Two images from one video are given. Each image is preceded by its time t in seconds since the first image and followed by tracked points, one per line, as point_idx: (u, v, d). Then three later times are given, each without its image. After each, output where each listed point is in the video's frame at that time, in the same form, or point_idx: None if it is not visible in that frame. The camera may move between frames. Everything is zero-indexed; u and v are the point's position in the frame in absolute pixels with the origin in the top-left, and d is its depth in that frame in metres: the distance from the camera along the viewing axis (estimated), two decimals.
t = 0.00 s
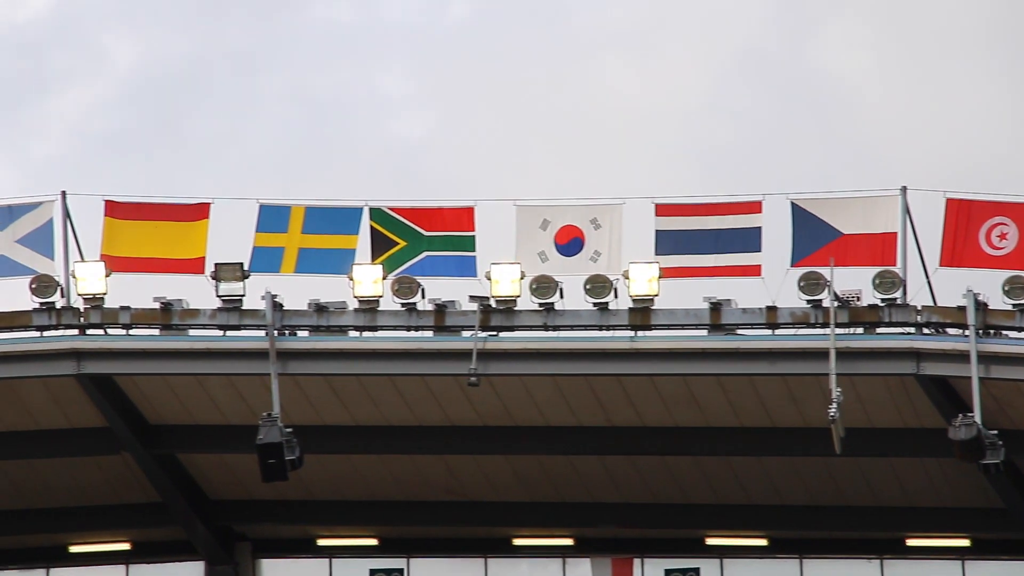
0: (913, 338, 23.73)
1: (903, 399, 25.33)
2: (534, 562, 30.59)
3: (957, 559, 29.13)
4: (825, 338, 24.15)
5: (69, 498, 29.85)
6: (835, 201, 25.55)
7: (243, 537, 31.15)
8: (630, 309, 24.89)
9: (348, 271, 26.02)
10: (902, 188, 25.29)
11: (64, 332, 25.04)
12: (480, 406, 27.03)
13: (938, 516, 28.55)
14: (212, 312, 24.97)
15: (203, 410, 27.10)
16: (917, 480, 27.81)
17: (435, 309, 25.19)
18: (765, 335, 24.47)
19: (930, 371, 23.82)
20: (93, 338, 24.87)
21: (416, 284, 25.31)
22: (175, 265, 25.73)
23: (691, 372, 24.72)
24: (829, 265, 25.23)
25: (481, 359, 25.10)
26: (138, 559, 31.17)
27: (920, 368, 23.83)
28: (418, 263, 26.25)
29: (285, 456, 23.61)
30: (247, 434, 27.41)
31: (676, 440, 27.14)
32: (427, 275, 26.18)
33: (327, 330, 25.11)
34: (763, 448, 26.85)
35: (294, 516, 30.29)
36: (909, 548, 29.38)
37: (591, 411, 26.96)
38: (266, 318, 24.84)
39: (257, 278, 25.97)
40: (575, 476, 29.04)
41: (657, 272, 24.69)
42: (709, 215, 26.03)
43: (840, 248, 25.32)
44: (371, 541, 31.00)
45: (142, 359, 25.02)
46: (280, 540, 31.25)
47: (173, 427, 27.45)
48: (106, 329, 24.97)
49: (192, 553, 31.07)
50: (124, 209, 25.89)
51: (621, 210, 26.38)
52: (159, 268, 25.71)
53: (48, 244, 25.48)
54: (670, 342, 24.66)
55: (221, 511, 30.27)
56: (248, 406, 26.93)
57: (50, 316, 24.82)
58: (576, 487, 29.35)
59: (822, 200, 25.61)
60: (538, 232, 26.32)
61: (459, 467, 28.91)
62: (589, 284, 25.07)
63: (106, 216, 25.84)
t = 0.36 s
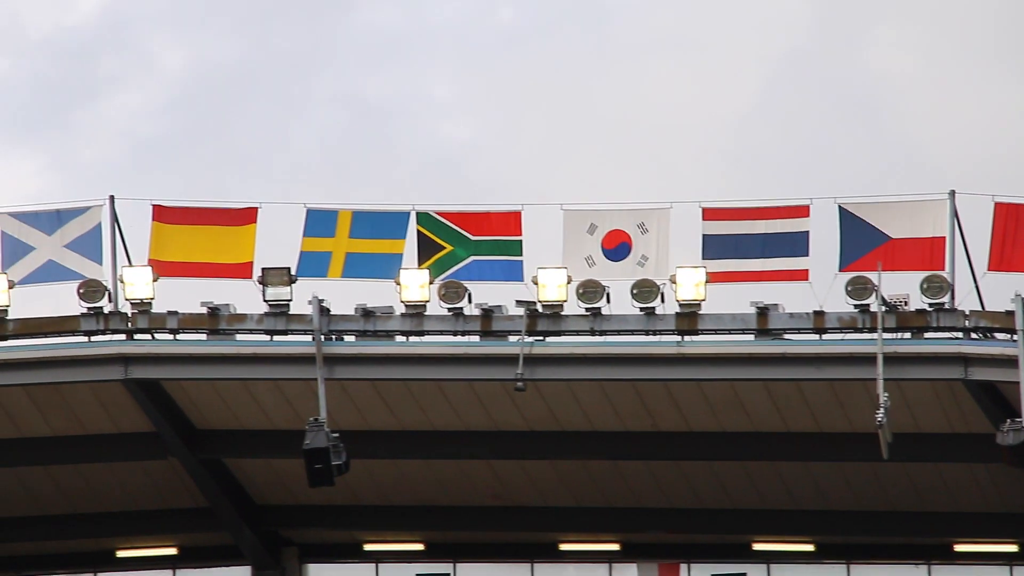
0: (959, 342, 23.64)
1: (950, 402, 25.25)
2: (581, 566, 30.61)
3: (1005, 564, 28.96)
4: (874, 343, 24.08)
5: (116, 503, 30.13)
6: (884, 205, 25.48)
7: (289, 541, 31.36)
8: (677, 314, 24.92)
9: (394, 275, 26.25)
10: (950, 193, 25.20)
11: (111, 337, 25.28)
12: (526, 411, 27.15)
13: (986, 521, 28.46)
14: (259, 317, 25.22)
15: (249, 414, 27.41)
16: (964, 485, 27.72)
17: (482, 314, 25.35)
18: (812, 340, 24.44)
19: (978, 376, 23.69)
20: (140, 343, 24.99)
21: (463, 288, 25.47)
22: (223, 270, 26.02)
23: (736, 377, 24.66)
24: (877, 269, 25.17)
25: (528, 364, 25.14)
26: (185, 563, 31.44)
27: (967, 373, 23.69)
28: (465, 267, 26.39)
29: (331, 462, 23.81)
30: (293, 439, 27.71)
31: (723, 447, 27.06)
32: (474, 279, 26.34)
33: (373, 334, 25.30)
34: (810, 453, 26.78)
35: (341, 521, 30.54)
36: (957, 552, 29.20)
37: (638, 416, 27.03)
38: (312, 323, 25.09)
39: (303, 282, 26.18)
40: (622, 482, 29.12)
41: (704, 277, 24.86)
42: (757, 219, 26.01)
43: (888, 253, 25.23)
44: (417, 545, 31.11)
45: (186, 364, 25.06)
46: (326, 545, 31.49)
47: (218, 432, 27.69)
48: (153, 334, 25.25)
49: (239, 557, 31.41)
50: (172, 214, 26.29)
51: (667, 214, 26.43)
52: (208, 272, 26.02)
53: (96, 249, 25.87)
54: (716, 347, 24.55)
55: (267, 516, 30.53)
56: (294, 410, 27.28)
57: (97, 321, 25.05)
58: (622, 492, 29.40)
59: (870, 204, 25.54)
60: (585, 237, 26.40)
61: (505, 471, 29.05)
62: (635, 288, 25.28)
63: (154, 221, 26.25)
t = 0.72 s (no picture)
0: (1016, 346, 23.45)
1: (1009, 407, 24.90)
2: (638, 570, 30.54)
3: None
4: (930, 347, 23.87)
5: (173, 506, 30.37)
6: (941, 209, 25.18)
7: (346, 545, 31.54)
8: (733, 318, 24.79)
9: (450, 279, 26.33)
10: (1007, 197, 24.92)
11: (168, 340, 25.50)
12: (583, 414, 27.10)
13: None
14: (315, 321, 25.37)
15: (305, 418, 27.58)
16: None
17: (537, 318, 25.35)
18: (867, 344, 24.28)
19: None
20: (195, 347, 25.19)
21: (518, 292, 25.50)
22: (279, 274, 26.24)
23: (792, 382, 24.48)
24: (933, 273, 24.93)
25: (584, 368, 25.05)
26: (241, 567, 31.73)
27: None
28: (520, 271, 26.42)
29: (388, 465, 23.91)
30: (351, 445, 27.97)
31: (779, 451, 27.00)
32: (529, 283, 26.35)
33: (430, 338, 25.36)
34: (868, 458, 26.59)
35: (397, 525, 30.64)
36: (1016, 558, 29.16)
37: (694, 420, 26.89)
38: (368, 327, 25.14)
39: (359, 286, 26.32)
40: (677, 486, 29.00)
41: (759, 281, 24.72)
42: (812, 223, 25.82)
43: (945, 257, 24.98)
44: (473, 548, 31.19)
45: (244, 368, 25.30)
46: (382, 550, 31.63)
47: (275, 434, 27.92)
48: (210, 338, 25.48)
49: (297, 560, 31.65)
50: (228, 217, 26.46)
51: (723, 218, 26.37)
52: (264, 276, 26.23)
53: (152, 253, 26.15)
54: (773, 351, 24.44)
55: (323, 520, 30.72)
56: (350, 414, 27.43)
57: (153, 325, 25.29)
58: (679, 496, 29.28)
59: (927, 208, 25.24)
60: (641, 241, 26.30)
61: (561, 475, 29.01)
62: (691, 292, 25.04)
63: (210, 225, 26.43)
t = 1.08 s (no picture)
0: None
1: None
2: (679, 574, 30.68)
3: None
4: (972, 350, 23.75)
5: (214, 511, 30.55)
6: (984, 213, 25.03)
7: (388, 550, 31.83)
8: (775, 323, 24.70)
9: (492, 284, 26.36)
10: None
11: (210, 345, 25.65)
12: (624, 419, 27.04)
13: None
14: (356, 326, 25.54)
15: (346, 422, 27.66)
16: None
17: (579, 323, 25.41)
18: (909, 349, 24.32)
19: None
20: (237, 352, 25.31)
21: (560, 297, 25.52)
22: (320, 279, 26.33)
23: (834, 386, 24.30)
24: (977, 278, 24.66)
25: (626, 373, 24.84)
26: (284, 571, 32.05)
27: None
28: (562, 276, 26.41)
29: (429, 470, 23.91)
30: (392, 448, 28.03)
31: (821, 456, 26.88)
32: (571, 288, 26.30)
33: (471, 343, 25.45)
34: (912, 464, 26.38)
35: (437, 530, 30.65)
36: None
37: (736, 425, 26.79)
38: (410, 331, 25.23)
39: (400, 291, 26.37)
40: (719, 492, 28.88)
41: (802, 286, 24.69)
42: (854, 228, 25.71)
43: (988, 262, 24.78)
44: (513, 554, 31.28)
45: (283, 372, 25.30)
46: (424, 554, 31.83)
47: (316, 440, 28.08)
48: (251, 343, 25.54)
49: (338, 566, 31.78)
50: (269, 223, 26.62)
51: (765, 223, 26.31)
52: (306, 280, 26.33)
53: (195, 258, 26.35)
54: (816, 355, 24.25)
55: (365, 525, 30.91)
56: (392, 419, 27.53)
57: (195, 330, 25.46)
58: (720, 502, 29.17)
59: (969, 214, 25.07)
60: (684, 246, 26.29)
61: (602, 481, 28.97)
62: (733, 296, 25.02)
63: (253, 230, 26.63)
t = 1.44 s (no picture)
0: None
1: None
2: None
3: None
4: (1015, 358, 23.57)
5: (257, 515, 30.80)
6: None
7: (429, 554, 31.87)
8: (817, 328, 24.61)
9: (534, 289, 26.41)
10: None
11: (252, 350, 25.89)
12: (666, 425, 27.04)
13: None
14: (398, 331, 25.66)
15: (388, 427, 27.81)
16: None
17: (621, 328, 25.42)
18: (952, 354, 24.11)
19: None
20: (279, 356, 25.50)
21: (602, 303, 25.55)
22: (364, 284, 26.55)
23: (875, 392, 24.20)
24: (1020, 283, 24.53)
25: (667, 377, 24.77)
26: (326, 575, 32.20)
27: None
28: (604, 280, 26.43)
29: (470, 474, 23.98)
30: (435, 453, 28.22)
31: (863, 462, 26.74)
32: (613, 293, 26.38)
33: (513, 348, 25.52)
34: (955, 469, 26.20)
35: (480, 533, 30.83)
36: None
37: (778, 430, 26.72)
38: (452, 336, 25.34)
39: (442, 295, 26.47)
40: (761, 498, 28.80)
41: (844, 291, 24.68)
42: (897, 233, 25.59)
43: None
44: (554, 558, 31.35)
45: (325, 377, 25.45)
46: (465, 559, 31.94)
47: (358, 444, 28.26)
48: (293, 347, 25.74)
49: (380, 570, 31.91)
50: (312, 228, 26.69)
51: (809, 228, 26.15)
52: (349, 285, 26.54)
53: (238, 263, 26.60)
54: (856, 361, 24.14)
55: (406, 530, 31.04)
56: (433, 424, 27.65)
57: (238, 334, 25.68)
58: (762, 507, 29.08)
59: (1012, 219, 24.96)
60: (727, 251, 26.21)
61: (643, 486, 28.97)
62: (776, 301, 25.01)
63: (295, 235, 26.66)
